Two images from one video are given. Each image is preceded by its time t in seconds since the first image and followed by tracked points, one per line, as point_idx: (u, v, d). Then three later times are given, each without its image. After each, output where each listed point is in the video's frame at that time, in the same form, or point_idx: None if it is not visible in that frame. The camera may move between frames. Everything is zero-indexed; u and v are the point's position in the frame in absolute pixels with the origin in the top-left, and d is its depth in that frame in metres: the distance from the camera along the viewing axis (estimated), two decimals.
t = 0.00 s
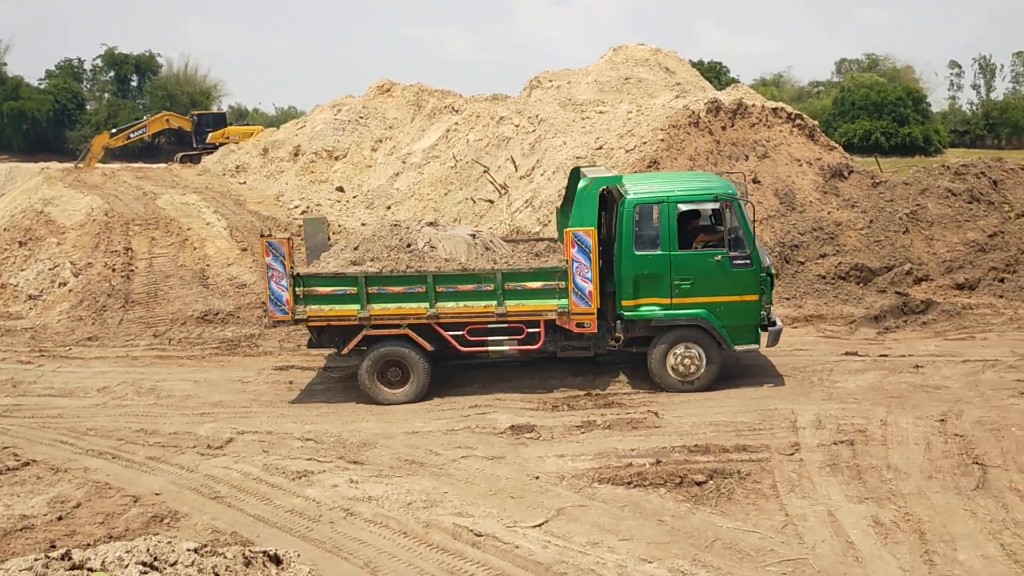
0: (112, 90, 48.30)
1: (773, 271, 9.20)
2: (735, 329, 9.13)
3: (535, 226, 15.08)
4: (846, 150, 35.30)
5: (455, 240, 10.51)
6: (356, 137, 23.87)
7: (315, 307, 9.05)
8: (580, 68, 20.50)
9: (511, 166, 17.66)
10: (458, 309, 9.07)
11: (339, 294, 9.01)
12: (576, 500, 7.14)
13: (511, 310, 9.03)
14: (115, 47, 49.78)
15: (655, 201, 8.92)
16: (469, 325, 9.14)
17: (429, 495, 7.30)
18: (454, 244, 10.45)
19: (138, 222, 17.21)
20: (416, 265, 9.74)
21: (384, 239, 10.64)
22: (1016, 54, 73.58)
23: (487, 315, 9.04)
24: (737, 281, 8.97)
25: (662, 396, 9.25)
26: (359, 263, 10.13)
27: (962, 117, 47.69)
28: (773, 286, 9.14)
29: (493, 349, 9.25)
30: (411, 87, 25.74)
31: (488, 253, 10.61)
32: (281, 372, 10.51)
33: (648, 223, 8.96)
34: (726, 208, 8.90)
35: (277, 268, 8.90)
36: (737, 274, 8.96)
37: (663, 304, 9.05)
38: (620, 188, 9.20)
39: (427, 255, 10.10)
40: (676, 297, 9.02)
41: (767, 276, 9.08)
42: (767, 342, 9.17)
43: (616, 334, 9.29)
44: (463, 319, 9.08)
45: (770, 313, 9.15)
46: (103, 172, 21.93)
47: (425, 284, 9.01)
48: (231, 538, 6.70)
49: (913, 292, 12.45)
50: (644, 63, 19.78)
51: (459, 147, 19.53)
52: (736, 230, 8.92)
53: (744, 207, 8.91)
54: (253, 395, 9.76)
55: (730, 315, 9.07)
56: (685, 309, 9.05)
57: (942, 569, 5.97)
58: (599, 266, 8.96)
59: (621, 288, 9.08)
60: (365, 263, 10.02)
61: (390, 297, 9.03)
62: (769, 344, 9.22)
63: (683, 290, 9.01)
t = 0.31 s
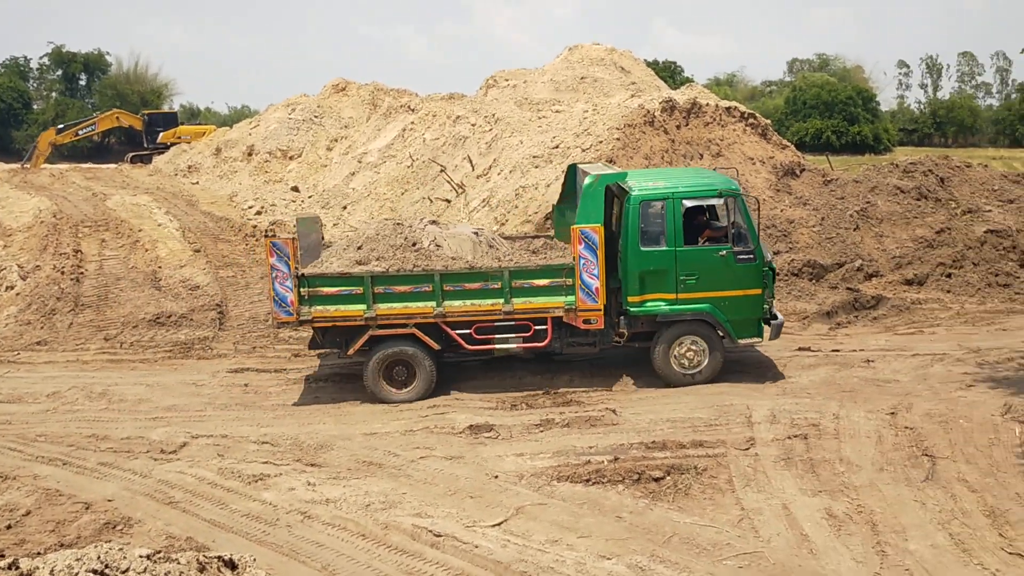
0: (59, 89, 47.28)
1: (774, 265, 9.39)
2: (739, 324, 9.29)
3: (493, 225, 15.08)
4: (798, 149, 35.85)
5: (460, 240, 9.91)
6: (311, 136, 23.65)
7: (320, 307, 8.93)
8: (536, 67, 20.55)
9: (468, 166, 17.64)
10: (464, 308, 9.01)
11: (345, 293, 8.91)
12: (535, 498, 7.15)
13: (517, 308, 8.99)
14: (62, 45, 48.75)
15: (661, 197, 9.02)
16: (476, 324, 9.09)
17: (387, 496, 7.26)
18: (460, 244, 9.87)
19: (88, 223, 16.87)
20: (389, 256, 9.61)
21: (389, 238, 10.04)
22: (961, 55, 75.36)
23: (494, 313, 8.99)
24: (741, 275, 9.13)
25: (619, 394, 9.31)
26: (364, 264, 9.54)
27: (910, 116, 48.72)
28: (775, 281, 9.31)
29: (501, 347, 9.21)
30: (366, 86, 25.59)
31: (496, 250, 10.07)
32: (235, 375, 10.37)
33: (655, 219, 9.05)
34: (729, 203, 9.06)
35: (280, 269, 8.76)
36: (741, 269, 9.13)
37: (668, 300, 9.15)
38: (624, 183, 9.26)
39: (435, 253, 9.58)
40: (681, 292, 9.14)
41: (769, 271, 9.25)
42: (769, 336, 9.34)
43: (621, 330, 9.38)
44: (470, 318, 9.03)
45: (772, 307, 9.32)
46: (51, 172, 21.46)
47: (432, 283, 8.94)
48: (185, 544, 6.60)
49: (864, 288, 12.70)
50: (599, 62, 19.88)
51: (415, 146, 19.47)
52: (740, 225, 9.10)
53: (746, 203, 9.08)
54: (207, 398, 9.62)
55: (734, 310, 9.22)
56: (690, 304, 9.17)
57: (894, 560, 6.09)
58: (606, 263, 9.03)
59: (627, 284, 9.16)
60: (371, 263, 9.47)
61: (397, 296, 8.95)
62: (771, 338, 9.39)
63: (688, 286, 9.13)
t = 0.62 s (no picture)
0: (11, 88, 46.31)
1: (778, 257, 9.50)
2: (744, 315, 9.40)
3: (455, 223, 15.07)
4: (757, 146, 36.25)
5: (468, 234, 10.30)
6: (270, 134, 23.42)
7: (331, 300, 8.93)
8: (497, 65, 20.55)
9: (430, 164, 17.59)
10: (475, 299, 9.05)
11: (356, 286, 8.91)
12: (498, 495, 7.16)
13: (527, 300, 9.04)
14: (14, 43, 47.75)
15: (668, 190, 9.10)
16: (486, 316, 9.14)
17: (350, 497, 7.22)
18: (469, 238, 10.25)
19: (42, 224, 16.55)
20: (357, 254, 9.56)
21: (398, 230, 10.12)
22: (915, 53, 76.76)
23: (504, 305, 9.04)
24: (747, 267, 9.24)
25: (582, 391, 9.35)
26: (374, 255, 9.57)
27: (867, 114, 49.52)
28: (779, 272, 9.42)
29: (511, 339, 9.26)
30: (326, 84, 25.41)
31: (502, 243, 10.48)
32: (194, 376, 10.25)
33: (662, 212, 9.14)
34: (735, 196, 9.15)
35: (291, 261, 8.78)
36: (746, 261, 9.23)
37: (676, 292, 9.23)
38: (630, 177, 9.36)
39: (445, 245, 9.66)
40: (688, 284, 9.21)
41: (774, 263, 9.35)
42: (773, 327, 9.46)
43: (628, 323, 9.42)
44: (480, 310, 9.07)
45: (776, 298, 9.43)
46: (2, 173, 21.00)
47: (442, 275, 8.96)
48: (144, 548, 6.50)
49: (822, 282, 12.90)
50: (560, 60, 19.94)
51: (376, 144, 19.39)
52: (744, 218, 9.20)
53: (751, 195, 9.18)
54: (165, 401, 9.49)
55: (739, 301, 9.33)
56: (697, 295, 9.25)
57: (851, 550, 6.19)
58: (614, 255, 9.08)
59: (635, 277, 9.23)
60: (381, 255, 9.49)
61: (407, 288, 8.96)
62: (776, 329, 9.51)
63: (695, 278, 9.22)
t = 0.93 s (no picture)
0: None
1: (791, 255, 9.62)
2: (759, 312, 9.49)
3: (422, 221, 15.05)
4: (723, 143, 36.58)
5: (493, 229, 10.48)
6: (234, 131, 23.20)
7: (355, 291, 8.79)
8: (464, 62, 20.53)
9: (396, 161, 17.53)
10: (498, 293, 9.00)
11: (381, 277, 8.79)
12: (466, 492, 7.15)
13: (550, 295, 9.03)
14: None
15: (689, 188, 9.12)
16: (510, 310, 9.11)
17: (317, 496, 7.18)
18: (494, 232, 10.40)
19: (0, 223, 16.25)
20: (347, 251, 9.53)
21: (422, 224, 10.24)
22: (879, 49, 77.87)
23: (528, 299, 9.01)
24: (764, 265, 9.33)
25: (550, 387, 9.37)
26: (400, 248, 9.74)
27: (830, 111, 50.13)
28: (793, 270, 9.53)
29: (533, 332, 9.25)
30: (291, 81, 25.22)
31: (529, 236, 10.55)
32: (158, 376, 10.13)
33: (683, 209, 9.17)
34: (754, 195, 9.22)
35: (316, 252, 8.65)
36: (764, 259, 9.31)
37: (695, 289, 9.26)
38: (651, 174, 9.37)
39: (469, 240, 9.90)
40: (707, 281, 9.25)
41: (789, 261, 9.46)
42: (786, 324, 9.58)
43: (646, 320, 9.44)
44: (504, 303, 9.02)
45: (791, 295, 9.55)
46: None
47: (468, 268, 8.89)
48: (107, 550, 6.41)
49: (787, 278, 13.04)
50: (527, 57, 19.95)
51: (343, 141, 19.29)
52: (763, 217, 9.28)
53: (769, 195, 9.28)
54: (128, 401, 9.37)
55: (756, 298, 9.41)
56: (715, 292, 9.30)
57: (816, 541, 6.27)
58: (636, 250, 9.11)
59: (655, 273, 9.24)
60: (408, 248, 9.64)
61: (433, 280, 8.87)
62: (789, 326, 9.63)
63: (713, 275, 9.26)
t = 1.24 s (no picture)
0: None
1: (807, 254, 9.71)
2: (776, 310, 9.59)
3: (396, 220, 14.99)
4: (695, 141, 36.83)
5: (516, 226, 10.41)
6: (204, 129, 22.99)
7: (380, 290, 8.81)
8: (436, 60, 20.50)
9: (369, 159, 17.46)
10: (522, 292, 9.03)
11: (406, 277, 8.80)
12: (441, 491, 7.14)
13: (573, 293, 9.07)
14: None
15: (710, 188, 9.16)
16: (532, 309, 9.13)
17: (289, 496, 7.14)
18: (516, 229, 10.34)
19: None
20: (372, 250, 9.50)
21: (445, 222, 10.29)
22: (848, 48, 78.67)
23: (551, 298, 9.05)
24: (782, 265, 9.42)
25: (524, 385, 9.36)
26: (423, 246, 9.63)
27: (799, 108, 50.56)
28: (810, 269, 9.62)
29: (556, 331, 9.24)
30: (262, 78, 25.06)
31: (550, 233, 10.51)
32: (127, 377, 10.01)
33: (704, 209, 9.21)
34: (773, 195, 9.28)
35: (341, 251, 8.63)
36: (782, 259, 9.40)
37: (714, 287, 9.33)
38: (672, 173, 9.37)
39: (494, 239, 9.86)
40: (726, 280, 9.33)
41: (806, 259, 9.54)
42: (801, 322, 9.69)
43: (664, 317, 9.48)
44: (526, 302, 9.05)
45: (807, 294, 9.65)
46: None
47: (491, 267, 8.92)
48: (76, 553, 6.34)
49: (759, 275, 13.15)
50: (500, 55, 19.94)
51: (314, 139, 19.17)
52: (782, 217, 9.35)
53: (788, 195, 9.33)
54: (98, 403, 9.25)
55: (773, 297, 9.50)
56: (734, 291, 9.38)
57: (786, 535, 6.33)
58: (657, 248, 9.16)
59: (675, 271, 9.29)
60: (431, 246, 9.60)
61: (458, 280, 8.88)
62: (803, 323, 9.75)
63: (732, 274, 9.33)
